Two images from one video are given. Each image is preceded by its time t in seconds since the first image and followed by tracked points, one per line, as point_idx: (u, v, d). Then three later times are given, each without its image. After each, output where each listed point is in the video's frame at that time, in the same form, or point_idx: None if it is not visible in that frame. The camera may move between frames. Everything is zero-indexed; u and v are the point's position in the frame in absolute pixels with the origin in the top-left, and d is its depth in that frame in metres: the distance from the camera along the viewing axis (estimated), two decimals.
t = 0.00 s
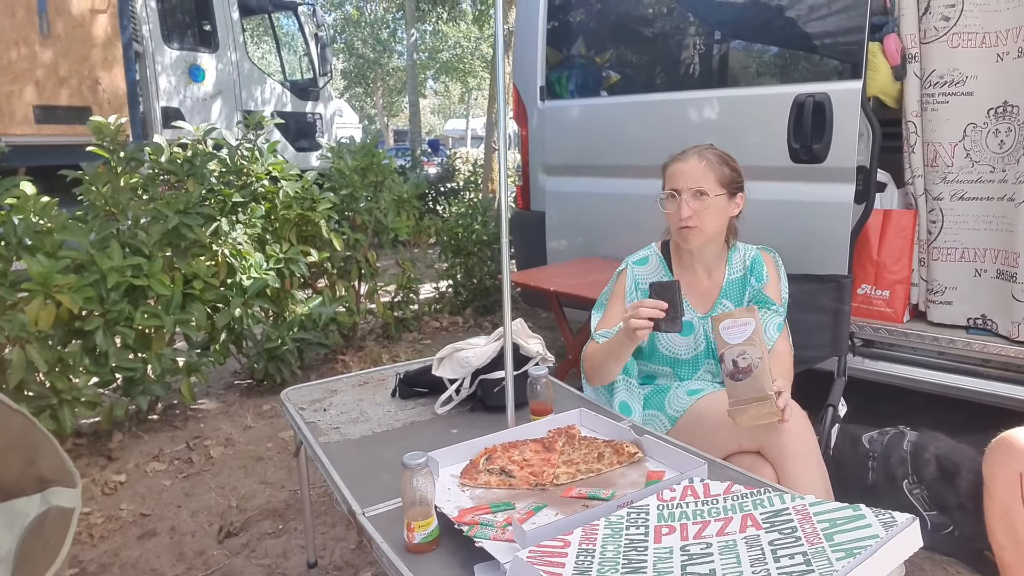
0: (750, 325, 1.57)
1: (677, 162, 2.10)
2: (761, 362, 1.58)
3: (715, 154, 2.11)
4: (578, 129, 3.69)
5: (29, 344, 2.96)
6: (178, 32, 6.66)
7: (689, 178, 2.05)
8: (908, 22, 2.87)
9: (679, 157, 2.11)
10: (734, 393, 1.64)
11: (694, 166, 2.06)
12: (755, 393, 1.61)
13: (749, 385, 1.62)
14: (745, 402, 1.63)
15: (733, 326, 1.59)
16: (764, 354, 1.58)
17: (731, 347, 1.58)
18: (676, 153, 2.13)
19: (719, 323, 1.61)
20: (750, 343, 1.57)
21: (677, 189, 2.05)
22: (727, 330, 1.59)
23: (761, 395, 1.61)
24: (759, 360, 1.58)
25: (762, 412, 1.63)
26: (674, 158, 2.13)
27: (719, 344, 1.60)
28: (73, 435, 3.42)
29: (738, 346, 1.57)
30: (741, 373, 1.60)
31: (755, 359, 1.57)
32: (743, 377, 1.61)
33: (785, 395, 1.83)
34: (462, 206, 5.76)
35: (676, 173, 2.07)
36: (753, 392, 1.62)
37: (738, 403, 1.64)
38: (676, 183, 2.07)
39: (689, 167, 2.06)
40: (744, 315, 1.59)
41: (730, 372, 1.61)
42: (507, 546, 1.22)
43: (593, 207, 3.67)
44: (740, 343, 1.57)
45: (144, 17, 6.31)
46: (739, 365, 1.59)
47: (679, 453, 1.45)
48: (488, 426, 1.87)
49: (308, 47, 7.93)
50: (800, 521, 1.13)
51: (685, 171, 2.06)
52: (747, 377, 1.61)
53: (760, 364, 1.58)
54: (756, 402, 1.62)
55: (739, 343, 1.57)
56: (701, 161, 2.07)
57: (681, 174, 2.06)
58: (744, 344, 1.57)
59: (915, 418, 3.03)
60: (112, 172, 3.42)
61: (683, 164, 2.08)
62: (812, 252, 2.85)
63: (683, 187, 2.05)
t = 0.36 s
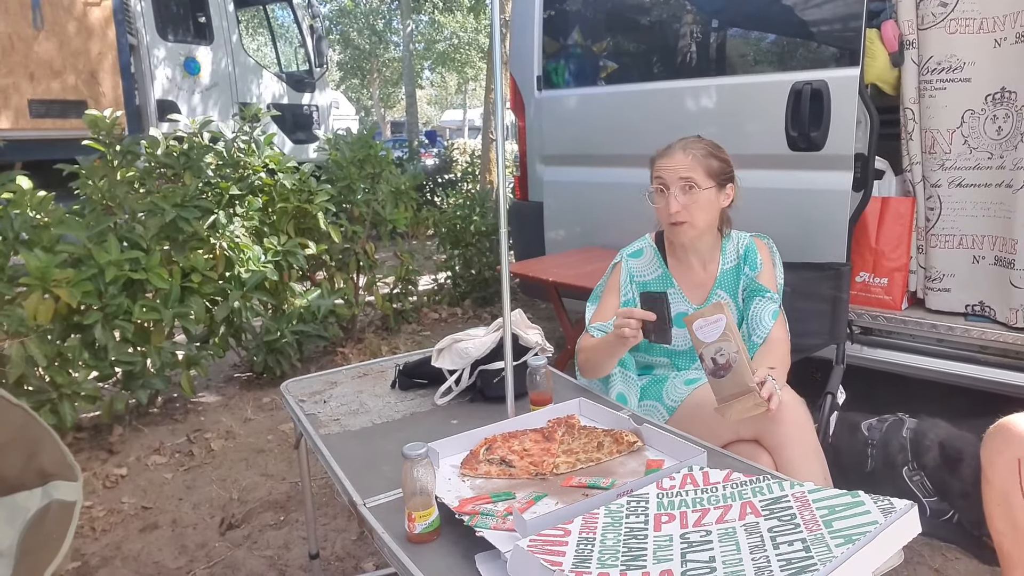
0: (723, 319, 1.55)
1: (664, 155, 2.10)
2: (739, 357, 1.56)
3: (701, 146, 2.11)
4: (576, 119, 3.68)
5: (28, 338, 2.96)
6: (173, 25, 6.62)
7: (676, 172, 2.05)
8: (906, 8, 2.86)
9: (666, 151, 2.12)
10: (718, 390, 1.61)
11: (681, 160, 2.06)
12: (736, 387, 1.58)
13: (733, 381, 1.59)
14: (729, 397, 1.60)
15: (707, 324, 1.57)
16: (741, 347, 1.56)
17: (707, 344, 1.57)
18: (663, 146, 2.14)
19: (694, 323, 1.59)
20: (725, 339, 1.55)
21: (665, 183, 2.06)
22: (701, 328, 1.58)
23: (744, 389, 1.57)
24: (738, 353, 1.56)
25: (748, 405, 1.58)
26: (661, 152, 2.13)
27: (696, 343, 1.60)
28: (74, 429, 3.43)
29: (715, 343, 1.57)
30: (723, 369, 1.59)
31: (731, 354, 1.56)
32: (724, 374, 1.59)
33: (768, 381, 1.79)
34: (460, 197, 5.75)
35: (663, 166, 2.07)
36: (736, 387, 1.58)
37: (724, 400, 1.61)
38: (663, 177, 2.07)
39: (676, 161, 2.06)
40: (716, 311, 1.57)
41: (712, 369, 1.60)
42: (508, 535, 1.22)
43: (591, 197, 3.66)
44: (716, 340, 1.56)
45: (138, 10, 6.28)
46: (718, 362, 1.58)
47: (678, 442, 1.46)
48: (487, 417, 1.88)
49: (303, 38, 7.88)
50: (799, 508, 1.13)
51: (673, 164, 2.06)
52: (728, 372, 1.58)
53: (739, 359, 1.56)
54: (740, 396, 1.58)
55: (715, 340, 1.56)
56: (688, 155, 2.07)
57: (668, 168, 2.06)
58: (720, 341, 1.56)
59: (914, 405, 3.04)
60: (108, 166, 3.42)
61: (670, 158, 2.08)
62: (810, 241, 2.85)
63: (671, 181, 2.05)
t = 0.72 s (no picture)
0: (707, 324, 1.54)
1: (661, 165, 2.07)
2: (723, 360, 1.56)
3: (697, 154, 2.10)
4: (569, 125, 3.70)
5: (21, 348, 2.96)
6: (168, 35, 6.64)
7: (678, 183, 2.04)
8: (895, 14, 2.89)
9: (663, 160, 2.09)
10: (703, 394, 1.61)
11: (683, 171, 2.05)
12: (720, 390, 1.59)
13: (717, 385, 1.59)
14: (715, 401, 1.60)
15: (692, 328, 1.55)
16: (725, 350, 1.55)
17: (694, 348, 1.55)
18: (658, 155, 2.11)
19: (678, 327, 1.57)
20: (711, 342, 1.54)
21: (669, 195, 2.04)
22: (687, 332, 1.56)
23: (729, 391, 1.58)
24: (722, 356, 1.55)
25: (733, 407, 1.59)
26: (657, 161, 2.10)
27: (682, 346, 1.58)
28: (67, 439, 3.42)
29: (700, 346, 1.55)
30: (708, 372, 1.58)
31: (716, 357, 1.55)
32: (710, 376, 1.58)
33: (753, 383, 1.79)
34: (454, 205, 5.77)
35: (664, 178, 2.05)
36: (720, 390, 1.59)
37: (709, 405, 1.61)
38: (666, 190, 2.05)
39: (678, 172, 2.04)
40: (700, 315, 1.56)
41: (697, 372, 1.59)
42: (501, 538, 1.22)
43: (584, 203, 3.67)
44: (702, 343, 1.55)
45: (132, 19, 6.29)
46: (704, 365, 1.57)
47: (671, 443, 1.46)
48: (481, 421, 1.88)
49: (298, 48, 7.90)
50: (791, 506, 1.14)
51: (674, 176, 2.04)
52: (713, 376, 1.58)
53: (723, 362, 1.56)
54: (725, 399, 1.59)
55: (700, 343, 1.55)
56: (690, 164, 2.06)
57: (671, 180, 2.04)
58: (705, 344, 1.55)
59: (907, 407, 3.05)
60: (101, 175, 3.42)
61: (671, 169, 2.05)
62: (802, 245, 2.87)
63: (673, 193, 2.04)
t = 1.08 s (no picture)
0: (706, 335, 1.52)
1: (666, 165, 2.09)
2: (725, 369, 1.56)
3: (703, 156, 2.12)
4: (570, 129, 3.70)
5: (22, 351, 2.96)
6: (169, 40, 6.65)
7: (682, 183, 2.05)
8: (894, 18, 2.89)
9: (667, 160, 2.10)
10: (709, 403, 1.61)
11: (686, 171, 2.06)
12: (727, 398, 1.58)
13: (723, 394, 1.59)
14: (724, 410, 1.60)
15: (691, 339, 1.54)
16: (727, 359, 1.55)
17: (694, 359, 1.55)
18: (664, 154, 2.13)
19: (677, 339, 1.55)
20: (711, 352, 1.54)
21: (671, 193, 2.05)
22: (686, 343, 1.54)
23: (737, 400, 1.57)
24: (724, 366, 1.56)
25: (742, 415, 1.58)
26: (662, 161, 2.12)
27: (682, 357, 1.56)
28: (67, 443, 3.41)
29: (701, 356, 1.55)
30: (712, 382, 1.58)
31: (719, 366, 1.55)
32: (713, 387, 1.58)
33: (759, 389, 1.77)
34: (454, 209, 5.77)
35: (667, 177, 2.06)
36: (727, 398, 1.58)
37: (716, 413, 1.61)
38: (669, 187, 2.06)
39: (681, 171, 2.05)
40: (698, 326, 1.52)
41: (700, 382, 1.58)
42: (503, 541, 1.22)
43: (585, 207, 3.68)
44: (702, 354, 1.54)
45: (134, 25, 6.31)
46: (706, 375, 1.56)
47: (672, 447, 1.46)
48: (483, 424, 1.88)
49: (298, 52, 7.91)
50: (793, 510, 1.14)
51: (678, 176, 2.05)
52: (717, 386, 1.58)
53: (726, 371, 1.56)
54: (733, 408, 1.58)
55: (700, 354, 1.54)
56: (693, 165, 2.08)
57: (674, 179, 2.05)
58: (706, 354, 1.54)
59: (908, 411, 3.05)
60: (103, 179, 3.42)
61: (674, 169, 2.07)
62: (803, 249, 2.87)
63: (676, 192, 2.05)
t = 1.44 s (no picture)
0: (701, 343, 1.54)
1: (666, 162, 2.11)
2: (725, 375, 1.56)
3: (705, 158, 2.13)
4: (567, 129, 3.70)
5: (16, 348, 2.95)
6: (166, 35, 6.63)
7: (679, 180, 2.06)
8: (892, 23, 2.90)
9: (668, 158, 2.12)
10: (711, 409, 1.61)
11: (684, 169, 2.07)
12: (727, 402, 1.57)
13: (724, 399, 1.58)
14: (725, 415, 1.59)
15: (689, 347, 1.55)
16: (725, 365, 1.55)
17: (694, 366, 1.56)
18: (667, 154, 2.15)
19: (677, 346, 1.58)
20: (708, 358, 1.54)
21: (667, 189, 2.06)
22: (685, 351, 1.56)
23: (737, 406, 1.57)
24: (722, 372, 1.55)
25: (743, 421, 1.58)
26: (664, 159, 2.14)
27: (683, 365, 1.58)
28: (61, 440, 3.40)
29: (699, 363, 1.55)
30: (712, 389, 1.58)
31: (717, 373, 1.55)
32: (715, 394, 1.58)
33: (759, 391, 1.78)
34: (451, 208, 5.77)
35: (665, 174, 2.08)
36: (728, 404, 1.58)
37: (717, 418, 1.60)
38: (665, 183, 2.08)
39: (678, 169, 2.07)
40: (695, 335, 1.55)
41: (702, 389, 1.58)
42: (501, 544, 1.22)
43: (582, 207, 3.68)
44: (700, 361, 1.55)
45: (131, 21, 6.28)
46: (706, 382, 1.57)
47: (671, 451, 1.47)
48: (480, 425, 1.88)
49: (295, 49, 7.88)
50: (790, 515, 1.14)
51: (675, 173, 2.07)
52: (718, 393, 1.58)
53: (725, 377, 1.56)
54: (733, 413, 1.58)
55: (699, 360, 1.55)
56: (691, 164, 2.09)
57: (670, 176, 2.07)
58: (704, 361, 1.54)
59: (903, 414, 3.06)
60: (99, 175, 3.41)
61: (672, 166, 2.09)
62: (799, 252, 2.88)
63: (671, 188, 2.06)
